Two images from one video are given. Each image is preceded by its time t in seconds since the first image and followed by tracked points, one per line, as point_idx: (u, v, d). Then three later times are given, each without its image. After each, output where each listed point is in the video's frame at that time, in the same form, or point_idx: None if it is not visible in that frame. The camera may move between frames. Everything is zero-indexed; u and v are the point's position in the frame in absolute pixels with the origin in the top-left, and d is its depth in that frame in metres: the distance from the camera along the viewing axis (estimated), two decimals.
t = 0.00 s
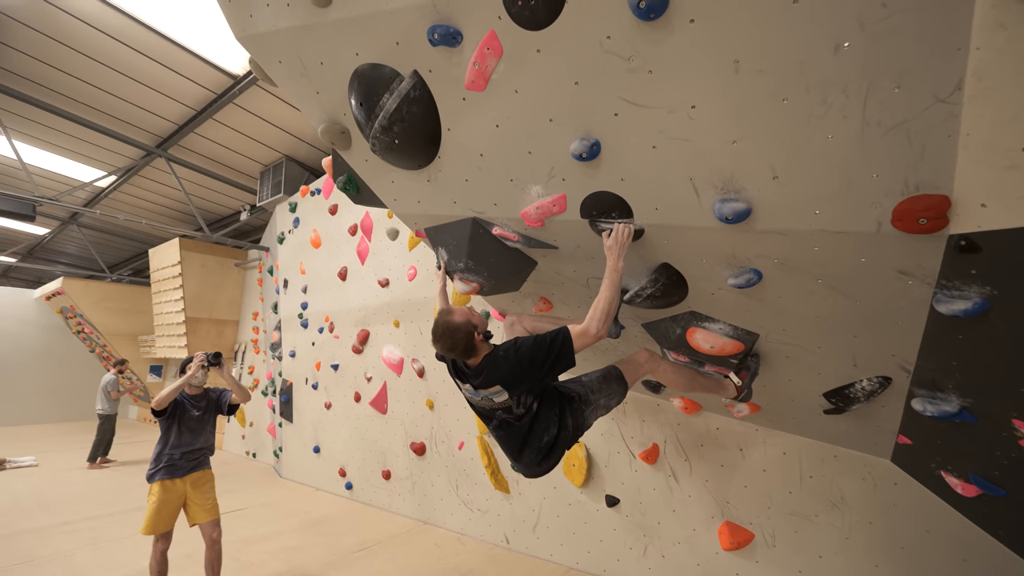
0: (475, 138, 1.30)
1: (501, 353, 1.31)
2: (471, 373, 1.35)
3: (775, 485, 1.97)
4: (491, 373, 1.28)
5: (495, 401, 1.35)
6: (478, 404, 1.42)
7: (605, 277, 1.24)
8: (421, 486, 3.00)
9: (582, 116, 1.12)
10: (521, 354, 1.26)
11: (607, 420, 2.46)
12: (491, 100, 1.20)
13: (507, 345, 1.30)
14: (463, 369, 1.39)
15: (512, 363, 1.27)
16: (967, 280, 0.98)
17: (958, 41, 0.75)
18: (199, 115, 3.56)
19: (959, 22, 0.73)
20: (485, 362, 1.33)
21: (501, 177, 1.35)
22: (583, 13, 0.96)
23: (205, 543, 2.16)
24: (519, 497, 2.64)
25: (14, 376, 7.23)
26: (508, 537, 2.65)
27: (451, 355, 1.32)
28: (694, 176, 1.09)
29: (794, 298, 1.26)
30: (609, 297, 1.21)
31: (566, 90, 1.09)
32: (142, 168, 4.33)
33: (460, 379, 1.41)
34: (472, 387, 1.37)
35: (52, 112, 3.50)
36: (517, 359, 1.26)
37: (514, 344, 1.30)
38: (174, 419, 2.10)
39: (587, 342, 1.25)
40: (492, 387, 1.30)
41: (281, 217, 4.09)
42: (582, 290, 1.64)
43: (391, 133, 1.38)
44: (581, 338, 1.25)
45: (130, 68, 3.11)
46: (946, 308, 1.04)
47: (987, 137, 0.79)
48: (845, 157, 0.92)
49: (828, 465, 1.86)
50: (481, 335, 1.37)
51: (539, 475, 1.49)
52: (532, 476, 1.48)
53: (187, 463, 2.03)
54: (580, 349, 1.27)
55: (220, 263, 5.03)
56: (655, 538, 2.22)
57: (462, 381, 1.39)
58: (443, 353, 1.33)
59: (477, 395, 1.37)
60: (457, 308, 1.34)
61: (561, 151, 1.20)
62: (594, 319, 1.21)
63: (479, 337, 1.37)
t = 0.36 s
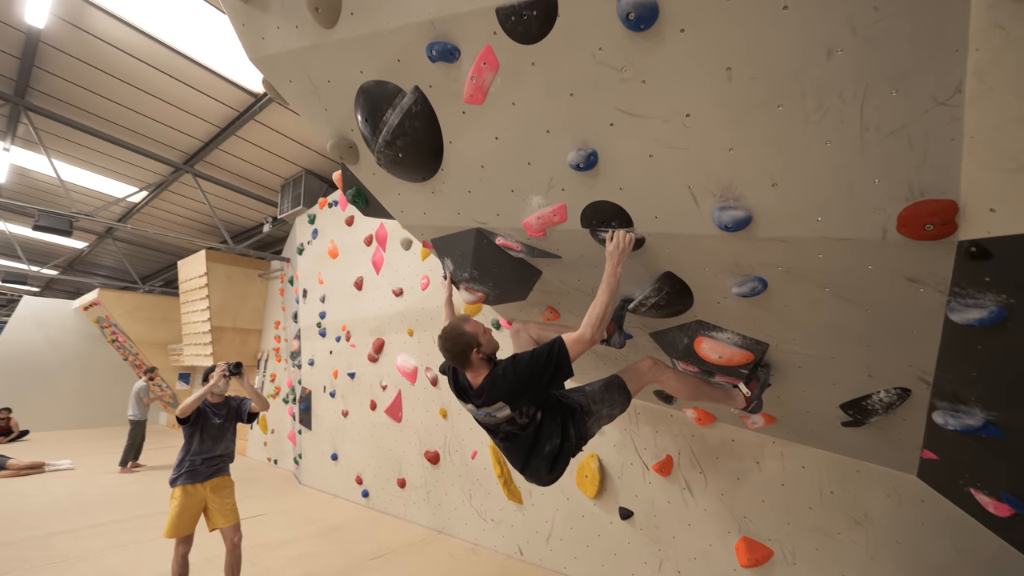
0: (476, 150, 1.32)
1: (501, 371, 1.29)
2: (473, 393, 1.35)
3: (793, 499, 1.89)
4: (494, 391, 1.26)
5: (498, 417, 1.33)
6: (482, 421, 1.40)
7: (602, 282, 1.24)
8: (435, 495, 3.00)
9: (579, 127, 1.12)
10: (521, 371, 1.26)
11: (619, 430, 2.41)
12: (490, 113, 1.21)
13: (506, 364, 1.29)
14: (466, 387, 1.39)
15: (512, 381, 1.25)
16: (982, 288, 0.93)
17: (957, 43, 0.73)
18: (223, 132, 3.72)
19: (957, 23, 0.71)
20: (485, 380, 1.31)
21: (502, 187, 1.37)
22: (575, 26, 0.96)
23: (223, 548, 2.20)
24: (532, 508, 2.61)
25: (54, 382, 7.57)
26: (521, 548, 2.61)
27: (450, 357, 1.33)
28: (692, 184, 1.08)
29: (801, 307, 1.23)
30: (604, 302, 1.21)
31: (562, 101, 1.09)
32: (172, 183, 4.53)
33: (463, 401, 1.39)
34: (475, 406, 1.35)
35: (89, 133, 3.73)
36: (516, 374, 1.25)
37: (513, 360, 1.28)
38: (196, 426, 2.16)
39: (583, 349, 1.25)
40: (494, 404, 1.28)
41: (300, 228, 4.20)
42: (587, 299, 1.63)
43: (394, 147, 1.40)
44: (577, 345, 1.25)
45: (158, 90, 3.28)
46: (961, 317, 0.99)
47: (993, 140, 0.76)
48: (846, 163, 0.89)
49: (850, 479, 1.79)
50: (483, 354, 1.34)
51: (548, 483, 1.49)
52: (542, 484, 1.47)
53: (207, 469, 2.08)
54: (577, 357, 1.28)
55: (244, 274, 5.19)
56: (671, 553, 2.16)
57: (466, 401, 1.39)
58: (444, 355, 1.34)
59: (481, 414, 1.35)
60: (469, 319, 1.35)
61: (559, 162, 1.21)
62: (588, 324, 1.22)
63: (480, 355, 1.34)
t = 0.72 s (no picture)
0: (482, 164, 1.34)
1: (499, 390, 1.31)
2: (475, 417, 1.32)
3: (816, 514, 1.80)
4: (494, 412, 1.27)
5: (501, 436, 1.34)
6: (486, 442, 1.40)
7: (601, 293, 1.26)
8: (453, 504, 3.01)
9: (581, 138, 1.13)
10: (519, 389, 1.27)
11: (634, 441, 2.35)
12: (494, 127, 1.23)
13: (503, 384, 1.30)
14: (466, 413, 1.36)
15: (511, 400, 1.27)
16: (997, 296, 0.91)
17: (955, 47, 0.72)
18: (247, 149, 3.86)
19: (954, 28, 0.70)
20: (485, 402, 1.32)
21: (509, 200, 1.39)
22: (573, 40, 0.98)
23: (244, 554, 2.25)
24: (549, 519, 2.58)
25: (91, 392, 7.89)
26: (539, 560, 2.58)
27: (449, 385, 1.32)
28: (695, 194, 1.08)
29: (812, 315, 1.20)
30: (601, 310, 1.24)
31: (563, 114, 1.11)
32: (200, 198, 4.72)
33: (464, 426, 1.38)
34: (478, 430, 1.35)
35: (123, 153, 3.93)
36: (515, 392, 1.27)
37: (509, 378, 1.30)
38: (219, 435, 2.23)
39: (576, 357, 1.28)
40: (496, 424, 1.29)
41: (321, 240, 4.31)
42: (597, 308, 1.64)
43: (403, 162, 1.43)
44: (570, 352, 1.27)
45: (187, 111, 3.44)
46: (977, 326, 0.97)
47: (998, 145, 0.75)
48: (848, 169, 0.88)
49: (875, 493, 1.70)
50: (478, 370, 1.36)
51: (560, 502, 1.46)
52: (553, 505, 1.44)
53: (228, 476, 2.14)
54: (572, 365, 1.30)
55: (268, 285, 5.34)
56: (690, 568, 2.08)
57: (467, 426, 1.36)
58: (443, 386, 1.33)
59: (485, 436, 1.36)
60: (456, 341, 1.38)
61: (563, 173, 1.22)
62: (582, 332, 1.24)
63: (476, 371, 1.35)
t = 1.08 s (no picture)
0: (483, 174, 1.36)
1: (502, 401, 1.32)
2: (478, 429, 1.34)
3: (828, 526, 1.76)
4: (496, 421, 1.29)
5: (506, 448, 1.35)
6: (491, 455, 1.41)
7: (602, 301, 1.27)
8: (461, 515, 2.99)
9: (579, 148, 1.14)
10: (521, 398, 1.28)
11: (642, 450, 2.32)
12: (493, 138, 1.25)
13: (506, 395, 1.32)
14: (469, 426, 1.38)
15: (513, 410, 1.27)
16: (1003, 302, 0.89)
17: (948, 52, 0.72)
18: (258, 162, 3.94)
19: (947, 32, 0.70)
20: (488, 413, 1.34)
21: (510, 210, 1.40)
22: (568, 51, 0.99)
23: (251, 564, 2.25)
24: (557, 530, 2.55)
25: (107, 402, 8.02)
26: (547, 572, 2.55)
27: (452, 409, 1.33)
28: (693, 202, 1.08)
29: (816, 323, 1.19)
30: (602, 317, 1.24)
31: (561, 124, 1.12)
32: (213, 211, 4.81)
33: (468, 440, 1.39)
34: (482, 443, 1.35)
35: (138, 168, 4.03)
36: (517, 402, 1.27)
37: (512, 389, 1.31)
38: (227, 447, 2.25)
39: (577, 365, 1.27)
40: (499, 436, 1.30)
41: (331, 252, 4.37)
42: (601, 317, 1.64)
43: (405, 174, 1.46)
44: (571, 360, 1.27)
45: (199, 126, 3.53)
46: (983, 333, 0.95)
47: (997, 149, 0.74)
48: (846, 175, 0.88)
49: (888, 505, 1.66)
50: (475, 381, 1.42)
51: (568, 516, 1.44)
52: (561, 519, 1.43)
53: (235, 487, 2.16)
54: (573, 375, 1.29)
55: (279, 297, 5.41)
56: None
57: (472, 440, 1.35)
58: (446, 412, 1.33)
59: (490, 448, 1.36)
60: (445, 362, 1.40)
61: (562, 183, 1.23)
62: (582, 339, 1.24)
63: (474, 382, 1.41)
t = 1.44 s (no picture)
0: (485, 180, 1.37)
1: (503, 404, 1.32)
2: (478, 432, 1.34)
3: (838, 533, 1.74)
4: (497, 424, 1.29)
5: (506, 451, 1.35)
6: (492, 457, 1.41)
7: (605, 306, 1.26)
8: (467, 521, 2.98)
9: (579, 153, 1.14)
10: (522, 402, 1.28)
11: (647, 455, 2.29)
12: (494, 143, 1.26)
13: (507, 396, 1.32)
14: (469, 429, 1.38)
15: (514, 412, 1.27)
16: (1007, 305, 0.88)
17: (947, 53, 0.71)
18: (266, 170, 3.99)
19: (945, 34, 0.70)
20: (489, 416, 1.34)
21: (512, 215, 1.40)
22: (568, 57, 1.00)
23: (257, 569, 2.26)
24: (563, 536, 2.54)
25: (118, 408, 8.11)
26: None
27: (456, 420, 1.34)
28: (694, 206, 1.08)
29: (819, 326, 1.18)
30: (605, 322, 1.24)
31: (561, 129, 1.13)
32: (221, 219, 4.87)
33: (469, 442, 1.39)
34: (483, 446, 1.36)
35: (149, 177, 4.09)
36: (518, 404, 1.27)
37: (513, 391, 1.31)
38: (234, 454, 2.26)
39: (580, 369, 1.27)
40: (500, 438, 1.30)
41: (338, 258, 4.40)
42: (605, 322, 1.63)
43: (408, 180, 1.47)
44: (574, 365, 1.26)
45: (208, 135, 3.58)
46: (989, 336, 0.95)
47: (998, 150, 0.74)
48: (846, 177, 0.88)
49: (897, 512, 1.63)
50: (476, 388, 1.39)
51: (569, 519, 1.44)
52: (562, 523, 1.43)
53: (240, 492, 2.17)
54: (576, 379, 1.29)
55: (287, 303, 5.45)
56: None
57: (472, 442, 1.36)
58: (450, 422, 1.35)
59: (490, 451, 1.36)
60: (444, 374, 1.38)
61: (563, 188, 1.24)
62: (586, 345, 1.24)
63: (476, 390, 1.39)
